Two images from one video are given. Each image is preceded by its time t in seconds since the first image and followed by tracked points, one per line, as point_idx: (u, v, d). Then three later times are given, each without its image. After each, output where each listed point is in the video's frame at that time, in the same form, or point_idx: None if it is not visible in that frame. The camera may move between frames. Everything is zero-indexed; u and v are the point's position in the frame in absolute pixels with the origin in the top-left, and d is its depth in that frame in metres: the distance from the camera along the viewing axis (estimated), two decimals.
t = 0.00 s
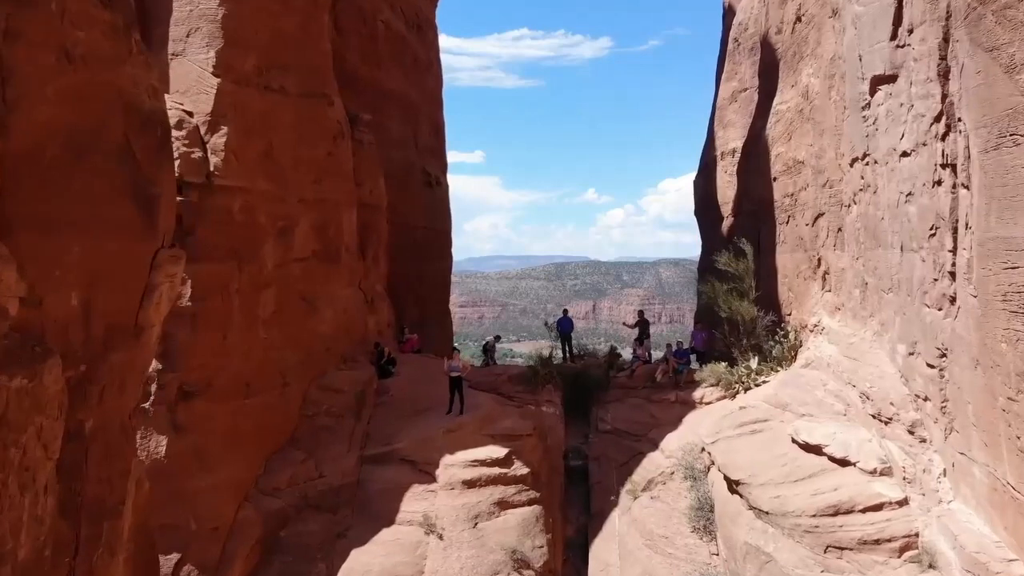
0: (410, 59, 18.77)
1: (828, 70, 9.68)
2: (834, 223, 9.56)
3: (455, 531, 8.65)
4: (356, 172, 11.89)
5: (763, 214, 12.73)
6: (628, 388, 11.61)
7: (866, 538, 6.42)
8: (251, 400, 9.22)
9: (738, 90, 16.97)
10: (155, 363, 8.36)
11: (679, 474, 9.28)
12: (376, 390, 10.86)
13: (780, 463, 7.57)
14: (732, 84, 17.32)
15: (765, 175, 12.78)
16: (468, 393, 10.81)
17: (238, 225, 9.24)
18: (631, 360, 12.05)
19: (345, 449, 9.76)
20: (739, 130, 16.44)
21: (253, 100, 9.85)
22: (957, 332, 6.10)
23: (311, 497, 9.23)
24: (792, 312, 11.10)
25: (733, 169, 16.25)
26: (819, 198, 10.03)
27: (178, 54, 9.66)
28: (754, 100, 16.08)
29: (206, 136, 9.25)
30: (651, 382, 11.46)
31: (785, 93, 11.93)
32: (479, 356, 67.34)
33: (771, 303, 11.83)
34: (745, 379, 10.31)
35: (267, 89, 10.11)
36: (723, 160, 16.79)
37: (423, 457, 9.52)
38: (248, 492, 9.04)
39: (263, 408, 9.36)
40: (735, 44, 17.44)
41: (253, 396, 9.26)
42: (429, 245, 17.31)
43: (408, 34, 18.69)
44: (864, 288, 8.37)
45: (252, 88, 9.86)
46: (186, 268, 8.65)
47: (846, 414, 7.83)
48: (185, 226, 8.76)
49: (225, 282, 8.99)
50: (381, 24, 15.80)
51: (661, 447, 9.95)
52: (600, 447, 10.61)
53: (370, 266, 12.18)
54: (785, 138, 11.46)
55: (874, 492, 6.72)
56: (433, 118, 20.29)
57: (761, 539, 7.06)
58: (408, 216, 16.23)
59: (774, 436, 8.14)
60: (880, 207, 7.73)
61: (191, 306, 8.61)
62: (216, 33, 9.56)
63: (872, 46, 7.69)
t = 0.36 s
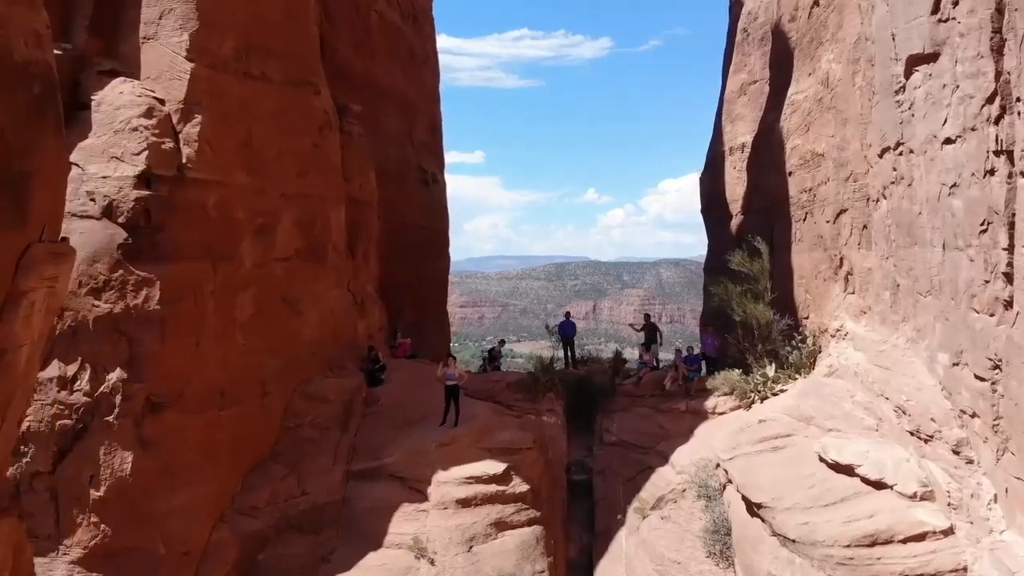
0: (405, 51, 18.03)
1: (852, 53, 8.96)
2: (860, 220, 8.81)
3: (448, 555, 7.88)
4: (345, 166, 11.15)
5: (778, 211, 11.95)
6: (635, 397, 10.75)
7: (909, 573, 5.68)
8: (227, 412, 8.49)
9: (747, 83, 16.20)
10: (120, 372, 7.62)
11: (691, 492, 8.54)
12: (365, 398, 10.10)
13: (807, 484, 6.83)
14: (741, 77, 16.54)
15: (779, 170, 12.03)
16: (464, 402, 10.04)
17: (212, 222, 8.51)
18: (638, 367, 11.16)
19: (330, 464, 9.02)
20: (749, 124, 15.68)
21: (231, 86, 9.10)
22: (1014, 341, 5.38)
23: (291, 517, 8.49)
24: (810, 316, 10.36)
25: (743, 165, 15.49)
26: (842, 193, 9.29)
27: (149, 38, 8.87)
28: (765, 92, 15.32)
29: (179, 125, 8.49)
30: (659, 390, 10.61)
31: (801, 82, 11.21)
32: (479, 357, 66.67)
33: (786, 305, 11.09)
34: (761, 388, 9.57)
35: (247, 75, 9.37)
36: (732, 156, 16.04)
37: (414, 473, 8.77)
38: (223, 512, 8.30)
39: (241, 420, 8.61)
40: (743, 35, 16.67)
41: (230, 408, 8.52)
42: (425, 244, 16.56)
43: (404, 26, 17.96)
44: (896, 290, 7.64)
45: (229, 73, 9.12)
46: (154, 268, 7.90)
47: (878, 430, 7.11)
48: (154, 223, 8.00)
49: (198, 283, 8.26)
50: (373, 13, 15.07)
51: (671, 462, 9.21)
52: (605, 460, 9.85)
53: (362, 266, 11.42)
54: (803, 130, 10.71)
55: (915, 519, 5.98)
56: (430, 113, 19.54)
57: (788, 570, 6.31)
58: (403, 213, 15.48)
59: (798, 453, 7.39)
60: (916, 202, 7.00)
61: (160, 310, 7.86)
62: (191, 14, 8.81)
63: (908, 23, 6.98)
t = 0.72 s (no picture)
0: (401, 44, 17.41)
1: (874, 38, 8.38)
2: (884, 216, 8.21)
3: None
4: (335, 160, 10.54)
5: (792, 208, 11.32)
6: (641, 405, 10.06)
7: None
8: (202, 423, 7.89)
9: (755, 76, 15.54)
10: (86, 380, 6.98)
11: (702, 509, 7.87)
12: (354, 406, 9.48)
13: (833, 507, 6.23)
14: (749, 69, 15.87)
15: (792, 165, 11.43)
16: (459, 411, 9.42)
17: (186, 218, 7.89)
18: (643, 373, 10.46)
19: (315, 478, 8.41)
20: (757, 119, 15.04)
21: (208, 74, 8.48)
22: None
23: (271, 537, 7.88)
24: (826, 319, 9.77)
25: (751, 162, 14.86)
26: (863, 188, 8.69)
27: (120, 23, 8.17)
28: (774, 85, 14.68)
29: (151, 115, 7.88)
30: (667, 398, 9.94)
31: (815, 71, 10.63)
32: (478, 357, 66.14)
33: (800, 308, 10.48)
34: (775, 395, 8.98)
35: (226, 62, 8.75)
36: (739, 151, 15.40)
37: (404, 489, 8.14)
38: (198, 531, 7.70)
39: (219, 432, 8.03)
40: (751, 26, 16.03)
41: (206, 419, 7.93)
42: (421, 243, 15.94)
43: (399, 18, 17.33)
44: (926, 291, 7.05)
45: (207, 60, 8.51)
46: (124, 267, 7.22)
47: (909, 445, 6.54)
48: (122, 220, 7.28)
49: (172, 285, 7.64)
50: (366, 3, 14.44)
51: (679, 475, 8.59)
52: (609, 473, 9.23)
53: (354, 266, 10.81)
54: (819, 122, 10.10)
55: (956, 547, 5.37)
56: (427, 109, 18.91)
57: None
58: (399, 211, 14.88)
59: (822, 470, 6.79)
60: (952, 196, 6.41)
61: (130, 313, 7.19)
62: None
63: None
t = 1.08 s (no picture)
0: (395, 36, 16.72)
1: (902, 18, 7.75)
2: (913, 211, 7.58)
3: None
4: (320, 153, 9.86)
5: (808, 205, 10.62)
6: (647, 414, 9.34)
7: None
8: (171, 437, 7.20)
9: (764, 67, 14.81)
10: (41, 393, 6.25)
11: (716, 530, 7.17)
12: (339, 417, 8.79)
13: (868, 536, 5.59)
14: (757, 61, 15.16)
15: (807, 159, 10.75)
16: (453, 421, 8.72)
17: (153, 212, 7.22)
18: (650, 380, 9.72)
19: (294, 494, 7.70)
20: (767, 112, 14.36)
21: (181, 56, 7.76)
22: None
23: (246, 561, 7.17)
24: (845, 323, 9.13)
25: (762, 157, 14.15)
26: (890, 181, 8.03)
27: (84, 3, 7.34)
28: (784, 76, 13.96)
29: (116, 101, 7.15)
30: (675, 407, 9.23)
31: (833, 59, 9.99)
32: (478, 358, 65.50)
33: (816, 310, 9.81)
34: (793, 404, 8.33)
35: (201, 44, 8.05)
36: (748, 146, 14.69)
37: (391, 508, 7.44)
38: (165, 554, 7.02)
39: (191, 446, 7.35)
40: (760, 16, 15.32)
41: (175, 432, 7.24)
42: (416, 242, 15.25)
43: (393, 9, 16.65)
44: (965, 293, 6.39)
45: (180, 42, 7.79)
46: (83, 266, 6.53)
47: (949, 465, 5.91)
48: (83, 215, 6.62)
49: (137, 285, 6.96)
50: None
51: (691, 491, 7.92)
52: (615, 489, 8.54)
53: (342, 266, 10.13)
54: (838, 112, 9.44)
55: None
56: (423, 104, 18.23)
57: None
58: (393, 209, 14.19)
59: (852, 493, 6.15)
60: (998, 187, 5.79)
61: (89, 318, 6.48)
62: None
63: None
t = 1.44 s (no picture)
0: (390, 27, 16.08)
1: None
2: (944, 206, 7.01)
3: None
4: (305, 145, 9.26)
5: (824, 201, 10.01)
6: (653, 423, 8.71)
7: None
8: (138, 452, 6.62)
9: (774, 59, 14.17)
10: None
11: (730, 553, 6.55)
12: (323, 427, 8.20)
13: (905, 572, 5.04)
14: (766, 52, 14.52)
15: (823, 152, 10.13)
16: (446, 431, 8.12)
17: (117, 208, 6.62)
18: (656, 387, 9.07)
19: (272, 513, 7.11)
20: (776, 105, 13.73)
21: (152, 40, 7.15)
22: None
23: None
24: (865, 326, 8.55)
25: (771, 153, 13.52)
26: (918, 174, 7.43)
27: None
28: (795, 68, 13.32)
29: (79, 86, 6.50)
30: (685, 416, 8.58)
31: (851, 45, 9.39)
32: (478, 359, 64.92)
33: (833, 312, 9.21)
34: (811, 414, 7.74)
35: (175, 27, 7.41)
36: (756, 141, 14.06)
37: (376, 529, 6.83)
38: None
39: (160, 462, 6.78)
40: (769, 5, 14.68)
41: (143, 447, 6.66)
42: (410, 241, 14.64)
43: None
44: (1006, 296, 5.81)
45: (150, 23, 7.15)
46: (39, 266, 5.93)
47: (992, 485, 5.34)
48: (39, 211, 6.01)
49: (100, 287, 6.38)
50: None
51: (702, 509, 7.34)
52: (619, 506, 7.94)
53: (330, 265, 9.53)
54: (858, 101, 8.84)
55: None
56: (420, 98, 17.60)
57: None
58: (387, 206, 13.58)
59: (885, 520, 5.62)
60: None
61: (45, 322, 5.90)
62: None
63: None
